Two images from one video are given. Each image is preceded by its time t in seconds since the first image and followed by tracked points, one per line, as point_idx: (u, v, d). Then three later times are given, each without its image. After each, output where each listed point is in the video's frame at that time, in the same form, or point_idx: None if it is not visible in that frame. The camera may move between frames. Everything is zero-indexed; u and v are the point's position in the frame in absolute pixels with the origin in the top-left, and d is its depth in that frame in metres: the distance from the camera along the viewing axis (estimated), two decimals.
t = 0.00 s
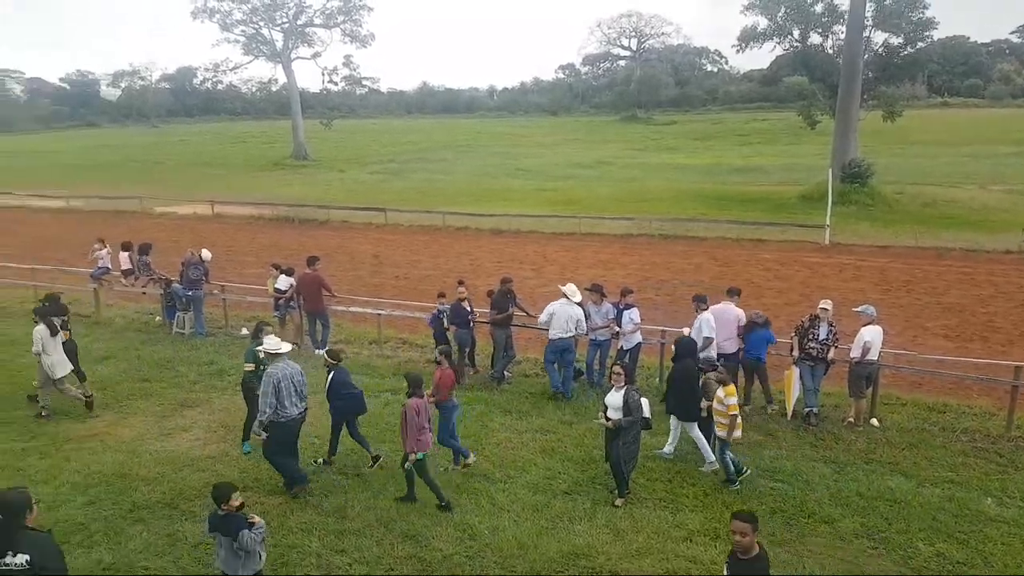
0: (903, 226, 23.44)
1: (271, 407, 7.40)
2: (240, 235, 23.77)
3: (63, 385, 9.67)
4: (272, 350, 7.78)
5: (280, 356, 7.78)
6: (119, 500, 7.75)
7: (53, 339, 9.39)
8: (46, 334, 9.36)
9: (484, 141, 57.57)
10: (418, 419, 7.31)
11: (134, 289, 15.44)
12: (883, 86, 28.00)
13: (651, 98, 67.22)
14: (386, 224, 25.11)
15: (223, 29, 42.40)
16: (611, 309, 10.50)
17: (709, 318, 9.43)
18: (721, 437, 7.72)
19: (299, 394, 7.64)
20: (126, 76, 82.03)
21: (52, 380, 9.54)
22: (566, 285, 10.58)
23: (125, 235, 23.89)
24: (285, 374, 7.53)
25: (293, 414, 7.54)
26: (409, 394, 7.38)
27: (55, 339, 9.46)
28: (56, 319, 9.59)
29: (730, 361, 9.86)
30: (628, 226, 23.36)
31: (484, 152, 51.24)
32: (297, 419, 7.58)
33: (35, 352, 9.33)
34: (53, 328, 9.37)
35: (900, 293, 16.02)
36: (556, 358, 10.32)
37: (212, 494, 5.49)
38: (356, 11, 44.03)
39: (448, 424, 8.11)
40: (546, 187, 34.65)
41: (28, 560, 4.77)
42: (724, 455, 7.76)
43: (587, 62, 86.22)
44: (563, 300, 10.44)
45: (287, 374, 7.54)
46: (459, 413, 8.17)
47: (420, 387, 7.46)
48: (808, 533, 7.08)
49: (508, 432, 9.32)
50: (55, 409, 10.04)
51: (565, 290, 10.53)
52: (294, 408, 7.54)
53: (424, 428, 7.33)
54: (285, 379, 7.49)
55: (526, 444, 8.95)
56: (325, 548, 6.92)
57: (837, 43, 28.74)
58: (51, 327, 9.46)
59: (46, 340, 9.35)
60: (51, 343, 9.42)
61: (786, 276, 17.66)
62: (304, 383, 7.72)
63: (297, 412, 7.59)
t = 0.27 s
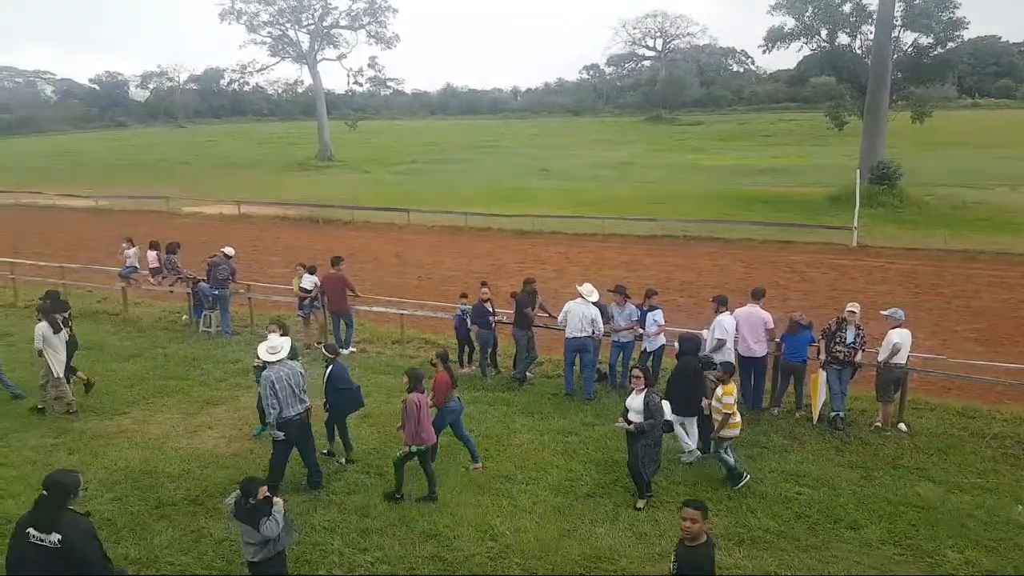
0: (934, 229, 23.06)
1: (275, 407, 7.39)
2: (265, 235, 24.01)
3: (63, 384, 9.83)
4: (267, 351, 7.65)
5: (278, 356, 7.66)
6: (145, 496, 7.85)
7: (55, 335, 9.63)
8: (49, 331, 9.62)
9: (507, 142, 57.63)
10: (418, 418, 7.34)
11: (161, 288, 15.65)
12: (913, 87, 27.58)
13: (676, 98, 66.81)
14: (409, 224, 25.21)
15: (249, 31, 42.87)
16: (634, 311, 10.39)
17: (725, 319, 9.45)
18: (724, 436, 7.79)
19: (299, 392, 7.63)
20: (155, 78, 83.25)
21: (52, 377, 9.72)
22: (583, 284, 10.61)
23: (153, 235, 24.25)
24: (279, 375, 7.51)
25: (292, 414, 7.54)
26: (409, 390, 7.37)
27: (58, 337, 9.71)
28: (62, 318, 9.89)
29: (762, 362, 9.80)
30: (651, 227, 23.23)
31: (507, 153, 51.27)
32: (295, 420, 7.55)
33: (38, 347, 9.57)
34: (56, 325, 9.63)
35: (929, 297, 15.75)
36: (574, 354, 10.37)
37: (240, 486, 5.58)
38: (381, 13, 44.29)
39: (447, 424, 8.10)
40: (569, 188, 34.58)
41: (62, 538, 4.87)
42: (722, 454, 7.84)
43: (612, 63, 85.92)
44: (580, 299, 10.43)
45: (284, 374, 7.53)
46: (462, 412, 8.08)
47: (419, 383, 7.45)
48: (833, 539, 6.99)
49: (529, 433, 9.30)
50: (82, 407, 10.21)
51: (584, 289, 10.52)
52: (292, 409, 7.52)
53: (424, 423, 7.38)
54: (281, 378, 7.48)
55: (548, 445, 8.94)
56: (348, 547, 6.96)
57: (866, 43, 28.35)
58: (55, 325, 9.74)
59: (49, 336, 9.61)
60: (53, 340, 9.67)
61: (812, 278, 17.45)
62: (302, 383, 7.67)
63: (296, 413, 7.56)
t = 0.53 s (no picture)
0: (1002, 239, 22.15)
1: (305, 400, 7.55)
2: (317, 234, 24.43)
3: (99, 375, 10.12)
4: (304, 347, 7.65)
5: (313, 353, 7.69)
6: (197, 486, 8.03)
7: (93, 327, 9.93)
8: (88, 322, 9.93)
9: (557, 144, 57.57)
10: (436, 418, 7.33)
11: (218, 284, 16.05)
12: (982, 91, 26.57)
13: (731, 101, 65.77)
14: (458, 226, 25.35)
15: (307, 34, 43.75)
16: (685, 318, 10.25)
17: (768, 328, 9.37)
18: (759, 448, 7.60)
19: (321, 390, 7.58)
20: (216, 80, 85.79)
21: (89, 368, 10.03)
22: (621, 287, 10.48)
23: (211, 232, 24.92)
24: (308, 370, 7.61)
25: (316, 409, 7.58)
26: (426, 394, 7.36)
27: (96, 329, 10.01)
28: (102, 311, 10.20)
29: (823, 372, 9.54)
30: (703, 232, 22.87)
31: (558, 155, 51.18)
32: (319, 414, 7.57)
33: (77, 338, 9.89)
34: (94, 317, 9.94)
35: (996, 310, 15.12)
36: (617, 359, 10.28)
37: (288, 478, 5.60)
38: (435, 16, 44.70)
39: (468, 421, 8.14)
40: (620, 191, 34.31)
41: (121, 511, 5.12)
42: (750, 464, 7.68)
43: (666, 65, 85.03)
44: (618, 303, 10.29)
45: (310, 370, 7.62)
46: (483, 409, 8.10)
47: (440, 384, 7.45)
48: (890, 559, 6.75)
49: (575, 438, 9.23)
50: (139, 397, 10.50)
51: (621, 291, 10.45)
52: (318, 404, 7.56)
53: (441, 425, 7.38)
54: (304, 374, 7.59)
55: (594, 451, 8.84)
56: (391, 544, 6.99)
57: (932, 46, 27.43)
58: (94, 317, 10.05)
59: (87, 327, 9.92)
60: (92, 331, 9.98)
61: (871, 288, 16.93)
62: (328, 380, 7.61)
63: (319, 409, 7.58)
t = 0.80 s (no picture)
0: None
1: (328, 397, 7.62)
2: (347, 235, 24.66)
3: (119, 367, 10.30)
4: (332, 344, 7.71)
5: (338, 348, 7.74)
6: (228, 483, 8.15)
7: (116, 323, 10.06)
8: (111, 318, 10.03)
9: (587, 146, 57.43)
10: (449, 412, 7.53)
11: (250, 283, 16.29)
12: None
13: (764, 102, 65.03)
14: (487, 227, 25.41)
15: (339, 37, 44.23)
16: (716, 321, 10.18)
17: (796, 332, 9.28)
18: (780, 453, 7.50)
19: (344, 389, 7.61)
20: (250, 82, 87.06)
21: (110, 362, 10.18)
22: (647, 288, 10.43)
23: (244, 232, 25.29)
24: (332, 369, 7.65)
25: (338, 408, 7.61)
26: (444, 390, 7.60)
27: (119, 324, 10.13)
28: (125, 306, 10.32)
29: (860, 378, 9.38)
30: (734, 235, 22.64)
31: (588, 157, 51.05)
32: (342, 413, 7.60)
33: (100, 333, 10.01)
34: (117, 313, 10.04)
35: None
36: (646, 363, 10.21)
37: (315, 475, 5.62)
38: (466, 18, 44.90)
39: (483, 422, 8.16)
40: (650, 192, 34.11)
41: (157, 501, 5.17)
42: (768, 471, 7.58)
43: (698, 66, 84.36)
44: (644, 305, 10.23)
45: (334, 369, 7.65)
46: (497, 408, 8.15)
47: (458, 380, 7.64)
48: (924, 569, 6.61)
49: (603, 441, 9.19)
50: (171, 394, 10.68)
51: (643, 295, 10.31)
52: (341, 404, 7.59)
53: (457, 421, 7.55)
54: (328, 373, 7.64)
55: (622, 455, 8.79)
56: (419, 544, 7.02)
57: (972, 46, 26.84)
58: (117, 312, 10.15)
59: (111, 323, 10.03)
60: (115, 326, 10.10)
61: (907, 293, 16.62)
62: (351, 380, 7.62)
63: (339, 408, 7.60)
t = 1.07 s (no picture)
0: None
1: (371, 396, 7.71)
2: (395, 236, 24.93)
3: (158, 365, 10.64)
4: (376, 344, 7.78)
5: (381, 348, 7.80)
6: (274, 478, 8.29)
7: (152, 322, 10.37)
8: (146, 318, 10.35)
9: (635, 148, 56.94)
10: (482, 411, 7.54)
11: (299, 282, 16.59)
12: None
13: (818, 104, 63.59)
14: (533, 229, 25.41)
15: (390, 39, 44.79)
16: (767, 327, 9.99)
17: (845, 336, 9.16)
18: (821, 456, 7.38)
19: (388, 387, 7.67)
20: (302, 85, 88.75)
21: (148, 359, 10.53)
22: (695, 293, 10.28)
23: (294, 232, 25.77)
24: (376, 371, 7.69)
25: (379, 409, 7.69)
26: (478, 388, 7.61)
27: (154, 323, 10.43)
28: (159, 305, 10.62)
29: (920, 389, 9.08)
30: (786, 239, 22.15)
31: (636, 158, 50.65)
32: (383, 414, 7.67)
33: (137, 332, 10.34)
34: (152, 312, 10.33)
35: None
36: (694, 368, 10.07)
37: (354, 473, 5.68)
38: (515, 20, 45.01)
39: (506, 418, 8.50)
40: (699, 195, 33.64)
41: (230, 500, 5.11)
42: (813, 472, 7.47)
43: (751, 66, 82.93)
44: (693, 310, 10.09)
45: (381, 369, 7.70)
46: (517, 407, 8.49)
47: (492, 378, 7.72)
48: None
49: (647, 447, 9.08)
50: (221, 390, 10.93)
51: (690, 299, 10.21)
52: (384, 403, 7.66)
53: (490, 422, 7.56)
54: (374, 374, 7.67)
55: (667, 461, 8.67)
56: (460, 545, 7.03)
57: None
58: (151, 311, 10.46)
59: (146, 323, 10.36)
60: (150, 325, 10.41)
61: (967, 300, 16.05)
62: (396, 379, 7.68)
63: (379, 410, 7.68)
